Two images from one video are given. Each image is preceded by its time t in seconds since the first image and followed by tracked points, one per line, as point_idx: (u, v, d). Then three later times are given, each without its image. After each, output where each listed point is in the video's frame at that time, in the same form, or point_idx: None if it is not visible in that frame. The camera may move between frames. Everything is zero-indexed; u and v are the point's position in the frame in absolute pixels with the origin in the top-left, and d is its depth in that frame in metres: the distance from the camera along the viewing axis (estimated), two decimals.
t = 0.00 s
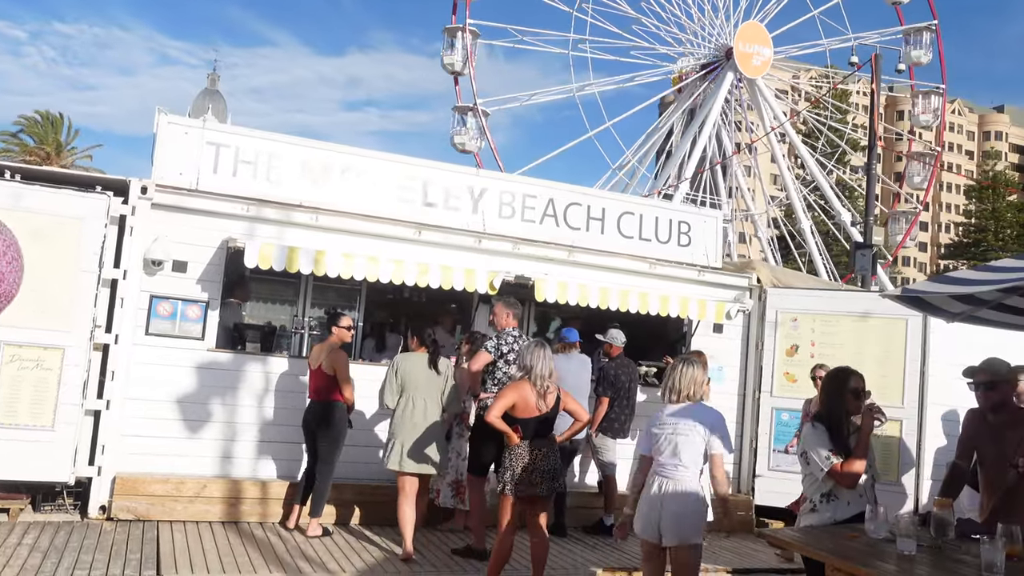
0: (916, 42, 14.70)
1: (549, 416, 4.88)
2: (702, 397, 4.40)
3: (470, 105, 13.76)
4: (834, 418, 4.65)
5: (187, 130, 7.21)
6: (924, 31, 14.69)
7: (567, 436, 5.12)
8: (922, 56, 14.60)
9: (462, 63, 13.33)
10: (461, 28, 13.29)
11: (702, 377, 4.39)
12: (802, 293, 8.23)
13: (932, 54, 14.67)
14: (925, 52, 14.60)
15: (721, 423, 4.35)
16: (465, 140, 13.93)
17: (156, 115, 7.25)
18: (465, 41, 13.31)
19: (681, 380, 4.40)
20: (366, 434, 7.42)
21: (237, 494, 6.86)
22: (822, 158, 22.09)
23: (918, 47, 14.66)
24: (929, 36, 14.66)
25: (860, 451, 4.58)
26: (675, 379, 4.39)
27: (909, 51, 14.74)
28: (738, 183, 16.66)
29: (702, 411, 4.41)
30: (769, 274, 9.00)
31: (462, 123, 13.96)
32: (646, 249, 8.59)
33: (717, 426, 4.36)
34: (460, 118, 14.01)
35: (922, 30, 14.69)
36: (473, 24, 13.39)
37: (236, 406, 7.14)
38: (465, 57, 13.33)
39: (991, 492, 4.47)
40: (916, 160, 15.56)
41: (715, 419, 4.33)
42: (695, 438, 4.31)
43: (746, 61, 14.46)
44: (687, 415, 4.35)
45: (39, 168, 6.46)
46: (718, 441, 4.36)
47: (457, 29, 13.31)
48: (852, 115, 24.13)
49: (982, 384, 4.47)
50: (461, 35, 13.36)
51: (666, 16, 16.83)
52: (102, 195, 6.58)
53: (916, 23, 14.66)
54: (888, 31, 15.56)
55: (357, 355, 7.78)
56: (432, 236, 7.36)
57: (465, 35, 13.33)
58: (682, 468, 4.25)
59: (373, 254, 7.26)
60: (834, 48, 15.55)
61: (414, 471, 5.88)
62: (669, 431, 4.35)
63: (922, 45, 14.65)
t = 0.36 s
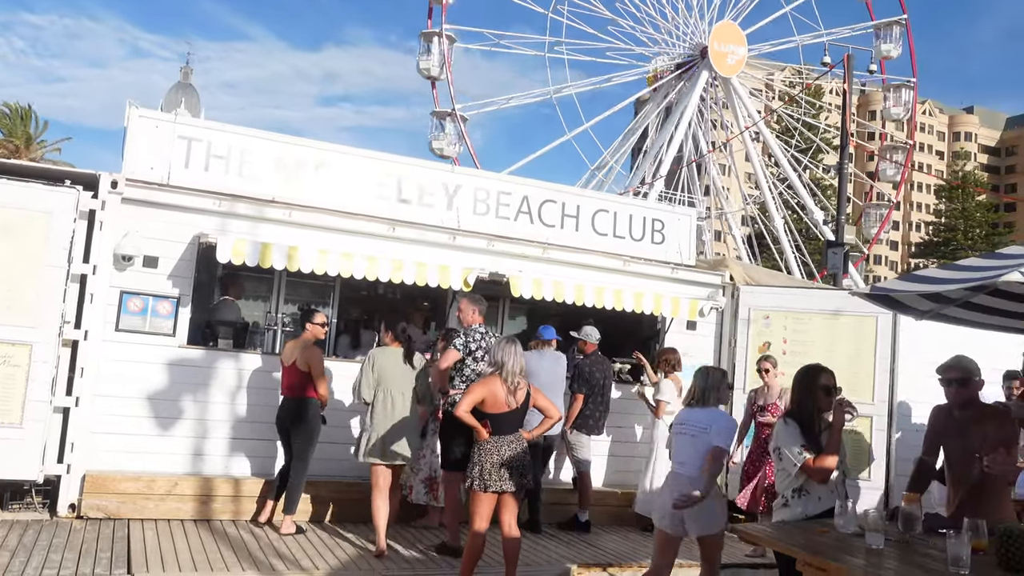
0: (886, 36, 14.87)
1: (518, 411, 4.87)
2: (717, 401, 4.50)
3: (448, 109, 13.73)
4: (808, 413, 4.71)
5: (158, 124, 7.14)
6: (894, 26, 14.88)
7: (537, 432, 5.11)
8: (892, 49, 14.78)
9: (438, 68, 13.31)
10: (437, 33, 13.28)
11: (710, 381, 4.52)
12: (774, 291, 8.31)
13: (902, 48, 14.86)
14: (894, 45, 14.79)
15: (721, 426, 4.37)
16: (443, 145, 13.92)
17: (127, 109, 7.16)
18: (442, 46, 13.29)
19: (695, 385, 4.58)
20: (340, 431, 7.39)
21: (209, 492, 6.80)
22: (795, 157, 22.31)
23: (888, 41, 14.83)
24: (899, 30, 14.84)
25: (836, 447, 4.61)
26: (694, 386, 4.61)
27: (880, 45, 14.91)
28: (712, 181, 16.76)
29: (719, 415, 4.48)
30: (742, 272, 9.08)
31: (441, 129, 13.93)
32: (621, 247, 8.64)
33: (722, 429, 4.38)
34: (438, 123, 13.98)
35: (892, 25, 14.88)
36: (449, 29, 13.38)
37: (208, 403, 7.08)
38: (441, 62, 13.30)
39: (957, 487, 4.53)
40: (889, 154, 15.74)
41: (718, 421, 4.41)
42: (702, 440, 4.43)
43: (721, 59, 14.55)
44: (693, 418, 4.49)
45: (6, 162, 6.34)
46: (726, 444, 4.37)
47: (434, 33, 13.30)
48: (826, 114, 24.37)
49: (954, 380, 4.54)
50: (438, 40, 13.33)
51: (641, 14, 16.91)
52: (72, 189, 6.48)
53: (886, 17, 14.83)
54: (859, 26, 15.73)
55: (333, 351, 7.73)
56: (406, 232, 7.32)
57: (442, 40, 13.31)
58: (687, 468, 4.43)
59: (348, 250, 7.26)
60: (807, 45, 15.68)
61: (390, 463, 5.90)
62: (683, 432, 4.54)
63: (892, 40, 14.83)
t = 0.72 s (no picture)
0: (861, 29, 15.01)
1: (491, 407, 4.88)
2: (740, 393, 5.27)
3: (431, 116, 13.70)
4: (783, 408, 4.76)
5: (134, 119, 7.07)
6: (868, 19, 15.02)
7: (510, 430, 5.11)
8: (866, 43, 14.92)
9: (418, 74, 13.26)
10: (416, 39, 13.23)
11: (735, 376, 5.27)
12: (751, 288, 8.38)
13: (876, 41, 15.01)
14: (869, 39, 14.94)
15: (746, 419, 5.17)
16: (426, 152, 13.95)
17: (102, 103, 7.08)
18: (422, 52, 13.27)
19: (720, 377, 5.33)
20: (318, 428, 7.37)
21: (185, 490, 6.76)
22: (773, 156, 22.47)
23: (862, 34, 14.97)
24: (873, 23, 14.98)
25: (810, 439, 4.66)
26: (720, 377, 5.35)
27: (854, 38, 15.04)
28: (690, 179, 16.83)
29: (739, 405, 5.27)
30: (720, 270, 9.14)
31: (423, 135, 13.92)
32: (600, 244, 8.66)
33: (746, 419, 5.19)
34: (421, 129, 13.95)
35: (866, 18, 15.02)
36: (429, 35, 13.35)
37: (184, 400, 7.03)
38: (421, 67, 13.26)
39: (927, 481, 4.59)
40: (865, 146, 15.87)
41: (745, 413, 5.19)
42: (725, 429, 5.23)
43: (700, 58, 14.62)
44: (718, 409, 5.28)
45: None
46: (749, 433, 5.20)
47: (413, 39, 13.25)
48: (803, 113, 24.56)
49: (923, 378, 4.63)
50: (417, 46, 13.30)
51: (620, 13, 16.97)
52: (46, 184, 6.40)
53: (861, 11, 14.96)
54: (834, 21, 15.86)
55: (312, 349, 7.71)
56: (386, 229, 7.31)
57: (422, 46, 13.28)
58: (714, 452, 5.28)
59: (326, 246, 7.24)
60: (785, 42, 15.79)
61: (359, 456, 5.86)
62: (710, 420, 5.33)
63: (867, 33, 14.97)
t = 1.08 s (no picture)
0: (843, 23, 15.12)
1: (469, 403, 4.89)
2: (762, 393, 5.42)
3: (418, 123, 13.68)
4: (765, 404, 4.79)
5: (116, 115, 7.02)
6: (849, 12, 15.14)
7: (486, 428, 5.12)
8: (848, 36, 15.04)
9: (403, 81, 13.24)
10: (401, 46, 13.19)
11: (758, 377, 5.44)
12: (733, 287, 8.44)
13: (857, 34, 15.12)
14: (850, 32, 15.06)
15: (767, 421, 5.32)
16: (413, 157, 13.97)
17: (83, 99, 7.03)
18: (408, 59, 13.23)
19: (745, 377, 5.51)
20: (302, 426, 7.35)
21: (167, 488, 6.74)
22: (756, 156, 22.61)
23: (844, 27, 15.08)
24: (855, 17, 15.09)
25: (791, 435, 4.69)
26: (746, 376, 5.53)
27: (835, 31, 15.15)
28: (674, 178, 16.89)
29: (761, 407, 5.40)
30: (703, 268, 9.20)
31: (411, 141, 13.91)
32: (584, 243, 8.68)
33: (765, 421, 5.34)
34: (408, 135, 13.95)
35: (847, 11, 15.13)
36: (413, 43, 13.32)
37: (167, 398, 6.99)
38: (407, 74, 13.24)
39: (904, 480, 4.61)
40: (848, 139, 15.97)
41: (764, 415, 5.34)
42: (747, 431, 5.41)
43: (684, 57, 14.68)
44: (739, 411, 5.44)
45: None
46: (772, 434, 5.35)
47: (398, 47, 13.19)
48: (787, 113, 24.72)
49: (898, 375, 4.68)
50: (403, 53, 13.26)
51: (605, 12, 17.03)
52: (26, 181, 6.35)
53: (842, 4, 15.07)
54: (816, 16, 15.97)
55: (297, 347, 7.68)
56: (369, 227, 7.34)
57: (407, 53, 13.23)
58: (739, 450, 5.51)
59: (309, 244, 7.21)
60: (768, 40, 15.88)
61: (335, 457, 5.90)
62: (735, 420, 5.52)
63: (848, 26, 15.08)
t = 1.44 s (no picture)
0: (830, 16, 15.17)
1: (453, 402, 4.89)
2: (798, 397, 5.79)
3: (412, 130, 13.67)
4: (750, 403, 4.85)
5: (103, 112, 6.99)
6: (836, 5, 15.20)
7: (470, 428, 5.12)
8: (834, 28, 15.10)
9: (394, 87, 13.20)
10: (391, 52, 13.16)
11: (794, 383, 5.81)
12: (721, 285, 8.47)
13: (843, 26, 15.20)
14: (837, 25, 15.13)
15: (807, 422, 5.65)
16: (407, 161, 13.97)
17: (70, 96, 6.99)
18: (398, 65, 13.19)
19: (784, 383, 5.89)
20: (290, 425, 7.33)
21: (155, 487, 6.72)
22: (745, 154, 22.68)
23: (829, 19, 15.15)
24: (841, 9, 15.15)
25: (774, 432, 4.73)
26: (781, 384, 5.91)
27: (822, 24, 15.22)
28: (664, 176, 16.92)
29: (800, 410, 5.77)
30: (691, 266, 9.23)
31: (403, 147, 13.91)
32: (573, 241, 8.69)
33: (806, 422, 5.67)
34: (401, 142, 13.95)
35: (834, 4, 15.19)
36: (404, 49, 13.28)
37: (154, 397, 6.96)
38: (397, 80, 13.21)
39: (889, 478, 4.67)
40: (837, 132, 16.00)
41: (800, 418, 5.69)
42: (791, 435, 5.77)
43: (672, 55, 14.73)
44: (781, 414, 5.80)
45: None
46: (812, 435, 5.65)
47: (388, 52, 13.15)
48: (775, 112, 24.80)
49: (885, 373, 4.72)
50: (393, 58, 13.21)
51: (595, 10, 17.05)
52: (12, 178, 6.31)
53: None
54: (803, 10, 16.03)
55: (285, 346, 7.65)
56: (358, 225, 7.33)
57: (397, 59, 13.20)
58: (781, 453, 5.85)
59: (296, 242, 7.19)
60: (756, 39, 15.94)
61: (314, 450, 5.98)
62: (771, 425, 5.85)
63: (834, 18, 15.15)
